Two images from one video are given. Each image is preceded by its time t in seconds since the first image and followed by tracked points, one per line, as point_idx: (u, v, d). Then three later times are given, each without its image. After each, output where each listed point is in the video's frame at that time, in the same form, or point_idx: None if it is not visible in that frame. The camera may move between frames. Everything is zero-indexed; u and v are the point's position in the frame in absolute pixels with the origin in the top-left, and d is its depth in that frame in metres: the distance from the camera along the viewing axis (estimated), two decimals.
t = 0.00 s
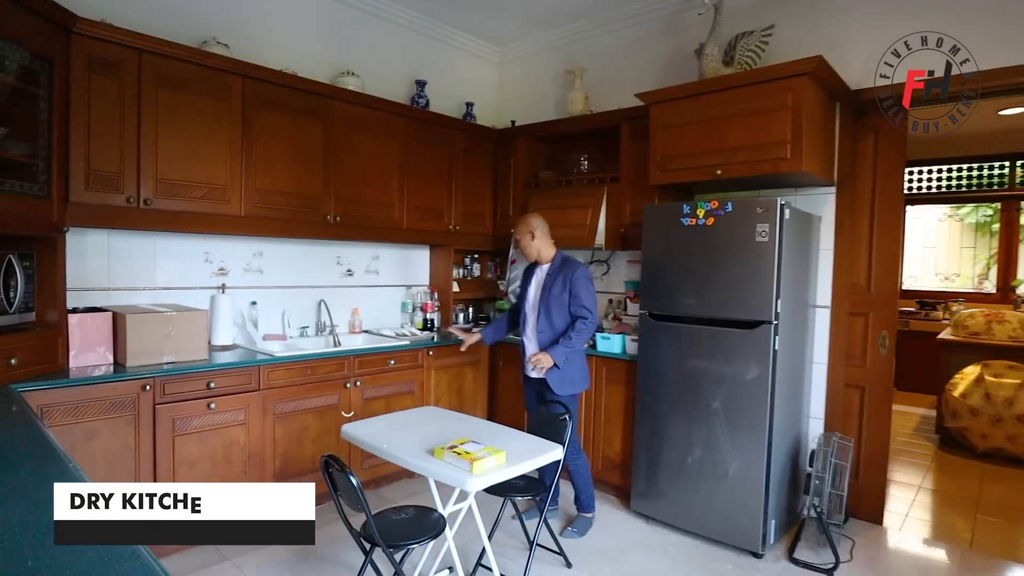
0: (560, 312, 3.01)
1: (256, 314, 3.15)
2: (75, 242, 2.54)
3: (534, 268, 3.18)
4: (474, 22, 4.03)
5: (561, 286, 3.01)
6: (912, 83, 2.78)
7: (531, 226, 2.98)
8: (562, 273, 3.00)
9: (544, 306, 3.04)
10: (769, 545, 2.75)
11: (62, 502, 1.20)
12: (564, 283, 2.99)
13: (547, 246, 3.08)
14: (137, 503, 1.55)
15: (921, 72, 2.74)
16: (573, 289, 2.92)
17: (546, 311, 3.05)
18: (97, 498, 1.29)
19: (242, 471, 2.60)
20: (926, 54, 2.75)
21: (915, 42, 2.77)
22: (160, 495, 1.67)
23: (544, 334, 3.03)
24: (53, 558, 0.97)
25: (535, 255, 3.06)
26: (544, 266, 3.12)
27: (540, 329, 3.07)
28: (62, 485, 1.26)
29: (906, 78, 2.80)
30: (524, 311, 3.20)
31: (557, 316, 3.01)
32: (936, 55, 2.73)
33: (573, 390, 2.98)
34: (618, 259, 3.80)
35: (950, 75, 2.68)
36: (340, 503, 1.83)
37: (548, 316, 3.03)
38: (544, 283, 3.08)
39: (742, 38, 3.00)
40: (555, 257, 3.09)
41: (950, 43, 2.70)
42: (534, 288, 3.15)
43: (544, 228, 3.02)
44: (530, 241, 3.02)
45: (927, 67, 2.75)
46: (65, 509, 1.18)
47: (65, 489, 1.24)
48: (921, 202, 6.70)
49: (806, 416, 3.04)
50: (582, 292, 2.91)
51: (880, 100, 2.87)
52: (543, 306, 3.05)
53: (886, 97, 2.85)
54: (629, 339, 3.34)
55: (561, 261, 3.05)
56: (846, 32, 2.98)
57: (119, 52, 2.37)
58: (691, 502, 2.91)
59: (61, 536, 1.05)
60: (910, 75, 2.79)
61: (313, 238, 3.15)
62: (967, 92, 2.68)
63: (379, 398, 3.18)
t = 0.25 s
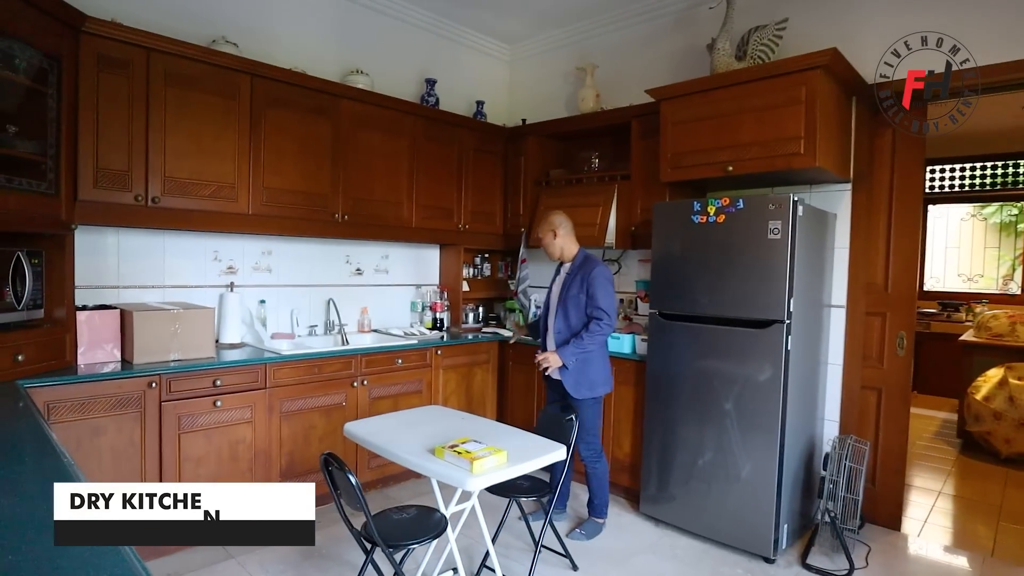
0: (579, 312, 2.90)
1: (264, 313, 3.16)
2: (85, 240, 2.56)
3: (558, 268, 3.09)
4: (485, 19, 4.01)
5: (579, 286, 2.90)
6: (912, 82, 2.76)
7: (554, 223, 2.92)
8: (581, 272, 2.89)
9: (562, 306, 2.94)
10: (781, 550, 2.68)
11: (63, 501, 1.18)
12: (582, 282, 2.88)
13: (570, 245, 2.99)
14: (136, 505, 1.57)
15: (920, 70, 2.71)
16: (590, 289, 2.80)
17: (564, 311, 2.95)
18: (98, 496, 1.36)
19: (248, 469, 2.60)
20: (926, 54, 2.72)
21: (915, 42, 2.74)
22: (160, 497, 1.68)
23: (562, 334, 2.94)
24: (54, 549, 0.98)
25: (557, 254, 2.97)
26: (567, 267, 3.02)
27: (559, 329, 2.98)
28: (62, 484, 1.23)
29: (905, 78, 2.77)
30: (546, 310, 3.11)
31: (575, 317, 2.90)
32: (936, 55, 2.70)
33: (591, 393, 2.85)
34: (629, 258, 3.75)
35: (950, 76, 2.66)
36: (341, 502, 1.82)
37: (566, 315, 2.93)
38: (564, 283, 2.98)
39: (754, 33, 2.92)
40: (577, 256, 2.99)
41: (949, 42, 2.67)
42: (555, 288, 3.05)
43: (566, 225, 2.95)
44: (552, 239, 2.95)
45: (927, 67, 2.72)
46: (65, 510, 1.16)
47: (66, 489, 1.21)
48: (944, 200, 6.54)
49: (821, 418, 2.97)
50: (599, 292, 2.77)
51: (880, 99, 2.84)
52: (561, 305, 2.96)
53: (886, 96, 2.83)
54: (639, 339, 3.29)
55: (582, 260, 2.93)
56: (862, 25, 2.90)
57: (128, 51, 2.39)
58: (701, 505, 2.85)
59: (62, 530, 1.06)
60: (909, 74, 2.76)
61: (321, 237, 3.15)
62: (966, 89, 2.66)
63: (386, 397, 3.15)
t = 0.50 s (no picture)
0: (601, 314, 2.84)
1: (274, 313, 3.18)
2: (98, 240, 2.61)
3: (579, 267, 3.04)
4: (494, 19, 4.00)
5: (603, 287, 2.84)
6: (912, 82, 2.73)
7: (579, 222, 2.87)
8: (604, 273, 2.83)
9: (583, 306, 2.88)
10: (792, 556, 2.63)
11: (62, 502, 1.14)
12: (606, 284, 2.82)
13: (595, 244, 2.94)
14: (136, 504, 1.61)
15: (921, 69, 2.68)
16: (615, 290, 2.74)
17: (586, 312, 2.88)
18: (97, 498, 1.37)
19: (255, 467, 2.62)
20: (927, 54, 2.70)
21: (915, 42, 2.72)
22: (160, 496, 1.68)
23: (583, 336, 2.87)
24: (54, 547, 0.95)
25: (582, 254, 2.92)
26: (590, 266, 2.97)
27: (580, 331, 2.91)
28: (62, 484, 1.20)
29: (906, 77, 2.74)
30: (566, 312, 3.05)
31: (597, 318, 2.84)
32: (936, 55, 2.68)
33: (611, 397, 2.78)
34: (640, 258, 3.71)
35: (951, 76, 2.62)
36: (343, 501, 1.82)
37: (589, 317, 2.87)
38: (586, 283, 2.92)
39: (765, 28, 2.86)
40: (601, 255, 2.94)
41: (950, 43, 2.64)
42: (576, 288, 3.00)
43: (592, 224, 2.89)
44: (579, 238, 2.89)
45: (927, 67, 2.69)
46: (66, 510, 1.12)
47: (67, 489, 1.17)
48: (970, 199, 6.38)
49: (834, 421, 2.91)
50: (625, 293, 2.72)
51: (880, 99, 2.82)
52: (584, 306, 2.89)
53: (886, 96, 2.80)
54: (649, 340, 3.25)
55: (604, 260, 2.88)
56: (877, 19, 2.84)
57: (140, 54, 2.43)
58: (710, 509, 2.81)
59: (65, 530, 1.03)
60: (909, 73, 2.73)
61: (330, 237, 3.17)
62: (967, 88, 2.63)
63: (395, 396, 3.15)
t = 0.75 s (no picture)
0: (618, 312, 2.81)
1: (282, 312, 3.22)
2: (108, 239, 2.66)
3: (593, 263, 3.02)
4: (502, 20, 4.01)
5: (622, 286, 2.82)
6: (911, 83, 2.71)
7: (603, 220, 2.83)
8: (625, 271, 2.81)
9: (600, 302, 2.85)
10: (798, 559, 2.60)
11: (62, 502, 1.09)
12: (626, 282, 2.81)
13: (614, 241, 2.93)
14: (136, 504, 1.59)
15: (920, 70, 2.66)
16: (637, 289, 2.73)
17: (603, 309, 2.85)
18: (98, 497, 1.36)
19: (261, 464, 2.65)
20: (926, 54, 2.68)
21: (915, 42, 2.70)
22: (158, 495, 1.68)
23: (599, 332, 2.83)
24: (55, 548, 0.91)
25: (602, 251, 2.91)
26: (606, 261, 2.96)
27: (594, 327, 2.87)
28: (62, 484, 1.14)
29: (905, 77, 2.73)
30: (578, 308, 3.01)
31: (614, 316, 2.81)
32: (936, 55, 2.66)
33: (622, 395, 2.75)
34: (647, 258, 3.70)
35: (950, 75, 2.62)
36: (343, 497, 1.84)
37: (605, 314, 2.83)
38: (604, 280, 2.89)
39: (772, 25, 2.84)
40: (619, 253, 2.93)
41: (949, 43, 2.63)
42: (591, 285, 2.97)
43: (615, 223, 2.87)
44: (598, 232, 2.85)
45: (927, 67, 2.67)
46: (66, 510, 1.08)
47: (66, 489, 1.12)
48: (989, 198, 6.26)
49: (843, 423, 2.87)
50: (647, 293, 2.71)
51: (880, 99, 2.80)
52: (601, 303, 2.86)
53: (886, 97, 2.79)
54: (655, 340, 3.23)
55: (624, 259, 2.87)
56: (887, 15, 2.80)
57: (148, 56, 2.47)
58: (716, 510, 2.78)
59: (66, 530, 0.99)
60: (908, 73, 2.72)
61: (337, 236, 3.19)
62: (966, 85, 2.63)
63: (401, 395, 3.16)
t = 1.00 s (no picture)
0: (627, 311, 2.81)
1: (283, 311, 3.25)
2: (111, 239, 2.70)
3: (595, 260, 3.00)
4: (504, 21, 4.03)
5: (631, 284, 2.81)
6: (911, 82, 2.70)
7: (615, 215, 2.81)
8: (633, 269, 2.81)
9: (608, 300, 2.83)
10: (795, 558, 2.60)
11: (62, 502, 1.07)
12: (634, 281, 2.81)
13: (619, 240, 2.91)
14: (136, 504, 1.60)
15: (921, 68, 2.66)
16: (648, 288, 2.74)
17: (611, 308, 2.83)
18: (98, 497, 1.37)
19: (261, 462, 2.68)
20: (927, 54, 2.68)
21: (915, 42, 2.69)
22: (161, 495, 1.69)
23: (608, 331, 2.81)
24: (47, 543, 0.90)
25: (606, 247, 2.88)
26: (608, 260, 2.95)
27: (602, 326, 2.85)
28: (62, 484, 1.13)
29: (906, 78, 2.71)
30: (582, 307, 2.97)
31: (622, 313, 2.80)
32: (936, 55, 2.66)
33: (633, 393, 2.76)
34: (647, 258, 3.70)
35: (950, 75, 2.61)
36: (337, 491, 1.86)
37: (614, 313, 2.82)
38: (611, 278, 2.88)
39: (770, 26, 2.86)
40: (623, 253, 2.92)
41: (949, 43, 2.62)
42: (596, 282, 2.95)
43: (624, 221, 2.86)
44: (608, 228, 2.83)
45: (927, 67, 2.67)
46: (65, 510, 1.05)
47: (67, 490, 1.10)
48: (996, 198, 6.21)
49: (842, 422, 2.86)
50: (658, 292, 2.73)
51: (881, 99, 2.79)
52: (609, 301, 2.83)
53: (886, 96, 2.78)
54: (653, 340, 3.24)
55: (630, 257, 2.87)
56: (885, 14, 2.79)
57: (151, 59, 2.51)
58: (714, 510, 2.77)
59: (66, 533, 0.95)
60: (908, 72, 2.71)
61: (339, 236, 3.22)
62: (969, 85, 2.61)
63: (401, 394, 3.18)
